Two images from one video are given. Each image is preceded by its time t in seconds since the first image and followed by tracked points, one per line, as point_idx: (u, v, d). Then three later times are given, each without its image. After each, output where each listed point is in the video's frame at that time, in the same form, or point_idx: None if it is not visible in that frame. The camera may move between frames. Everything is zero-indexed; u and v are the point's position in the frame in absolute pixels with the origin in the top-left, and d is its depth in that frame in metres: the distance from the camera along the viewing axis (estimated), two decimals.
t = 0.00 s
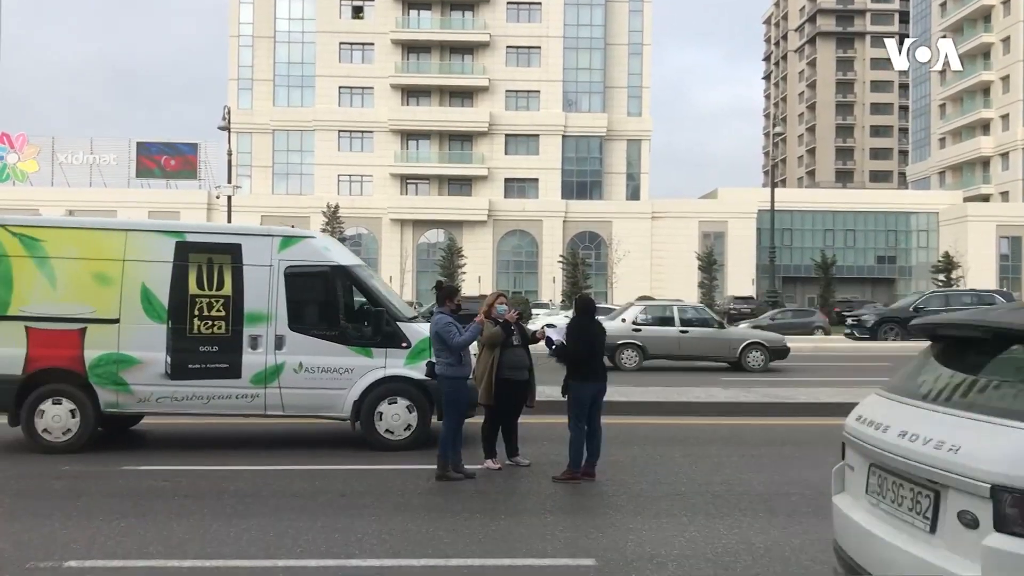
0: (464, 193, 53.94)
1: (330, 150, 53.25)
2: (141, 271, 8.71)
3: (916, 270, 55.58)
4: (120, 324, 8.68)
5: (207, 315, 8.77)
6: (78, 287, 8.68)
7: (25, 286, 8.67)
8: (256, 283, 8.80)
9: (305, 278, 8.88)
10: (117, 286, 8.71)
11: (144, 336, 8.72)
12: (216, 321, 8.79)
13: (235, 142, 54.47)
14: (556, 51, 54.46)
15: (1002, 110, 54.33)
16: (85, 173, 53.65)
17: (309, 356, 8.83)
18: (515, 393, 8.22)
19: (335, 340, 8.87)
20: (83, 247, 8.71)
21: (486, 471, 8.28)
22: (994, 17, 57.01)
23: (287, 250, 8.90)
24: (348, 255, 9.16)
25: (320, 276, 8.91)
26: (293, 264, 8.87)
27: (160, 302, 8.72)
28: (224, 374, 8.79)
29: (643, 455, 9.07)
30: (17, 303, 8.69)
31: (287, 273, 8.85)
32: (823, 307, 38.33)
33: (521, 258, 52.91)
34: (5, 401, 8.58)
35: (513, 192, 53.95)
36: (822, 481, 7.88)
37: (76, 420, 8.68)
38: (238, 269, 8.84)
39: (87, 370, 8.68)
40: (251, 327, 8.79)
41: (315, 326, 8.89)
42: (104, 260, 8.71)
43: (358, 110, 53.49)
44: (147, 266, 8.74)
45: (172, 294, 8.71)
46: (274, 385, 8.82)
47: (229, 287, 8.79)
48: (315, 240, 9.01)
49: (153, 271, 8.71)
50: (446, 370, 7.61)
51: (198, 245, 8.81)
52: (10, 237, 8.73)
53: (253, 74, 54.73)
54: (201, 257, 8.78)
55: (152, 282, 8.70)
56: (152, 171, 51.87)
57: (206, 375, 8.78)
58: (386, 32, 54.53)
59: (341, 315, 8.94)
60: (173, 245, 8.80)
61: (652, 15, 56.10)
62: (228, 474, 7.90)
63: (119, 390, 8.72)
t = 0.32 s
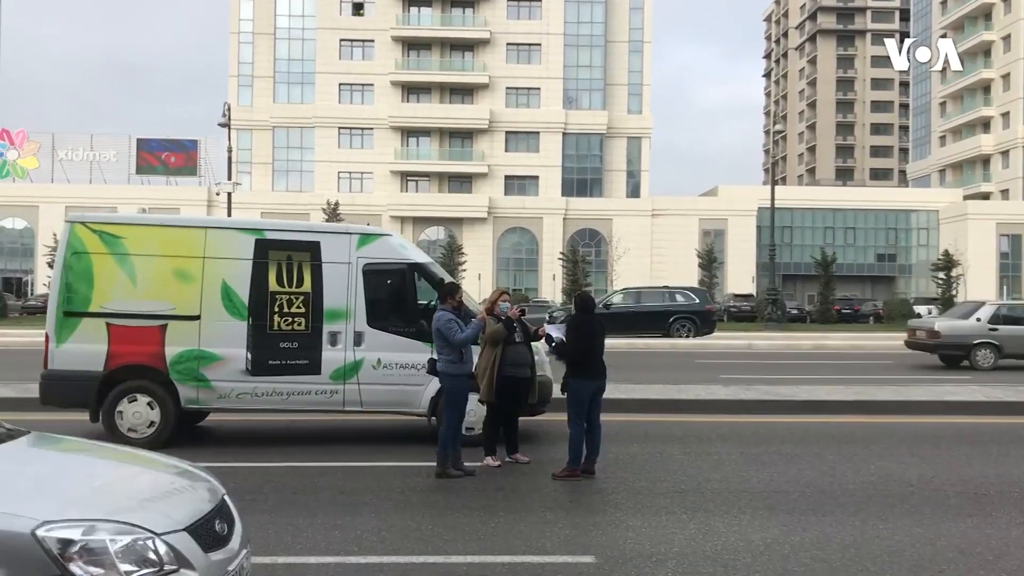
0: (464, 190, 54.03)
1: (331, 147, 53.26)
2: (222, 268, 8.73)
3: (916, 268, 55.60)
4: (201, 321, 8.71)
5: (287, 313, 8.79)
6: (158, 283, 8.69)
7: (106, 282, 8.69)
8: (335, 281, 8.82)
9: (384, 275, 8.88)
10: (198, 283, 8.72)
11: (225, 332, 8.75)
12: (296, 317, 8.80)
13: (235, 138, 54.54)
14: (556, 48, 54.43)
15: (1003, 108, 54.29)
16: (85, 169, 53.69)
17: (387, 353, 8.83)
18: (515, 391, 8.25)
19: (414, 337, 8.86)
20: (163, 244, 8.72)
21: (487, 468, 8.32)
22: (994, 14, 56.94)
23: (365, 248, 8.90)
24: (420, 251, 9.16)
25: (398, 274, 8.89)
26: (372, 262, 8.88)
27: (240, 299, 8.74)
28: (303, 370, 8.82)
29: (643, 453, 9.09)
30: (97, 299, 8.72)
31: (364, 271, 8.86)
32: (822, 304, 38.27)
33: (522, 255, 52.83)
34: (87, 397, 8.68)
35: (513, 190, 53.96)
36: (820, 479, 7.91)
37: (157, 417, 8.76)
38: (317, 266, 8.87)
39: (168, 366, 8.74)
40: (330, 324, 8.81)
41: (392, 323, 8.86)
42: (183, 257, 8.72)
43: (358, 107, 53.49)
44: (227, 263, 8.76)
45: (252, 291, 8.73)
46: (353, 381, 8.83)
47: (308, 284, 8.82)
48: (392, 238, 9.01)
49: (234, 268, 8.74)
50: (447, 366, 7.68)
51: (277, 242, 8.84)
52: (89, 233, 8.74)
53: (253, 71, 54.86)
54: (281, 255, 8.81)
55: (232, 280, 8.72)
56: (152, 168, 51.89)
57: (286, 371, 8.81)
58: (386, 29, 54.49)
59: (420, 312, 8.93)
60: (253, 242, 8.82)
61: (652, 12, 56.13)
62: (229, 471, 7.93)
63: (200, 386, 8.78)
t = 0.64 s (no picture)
0: (464, 190, 54.00)
1: (330, 146, 53.20)
2: (292, 268, 8.74)
3: (915, 267, 55.60)
4: (271, 319, 8.66)
5: (356, 312, 8.77)
6: (229, 283, 8.69)
7: (177, 281, 8.70)
8: (403, 281, 8.77)
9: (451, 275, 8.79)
10: (268, 282, 8.73)
11: (295, 331, 8.68)
12: (364, 316, 8.78)
13: (235, 137, 54.45)
14: (556, 48, 54.35)
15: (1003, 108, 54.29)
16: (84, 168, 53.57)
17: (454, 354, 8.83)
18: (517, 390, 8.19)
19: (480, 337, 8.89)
20: (233, 244, 8.75)
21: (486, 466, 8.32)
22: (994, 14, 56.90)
23: (433, 248, 8.83)
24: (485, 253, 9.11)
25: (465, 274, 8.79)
26: (439, 263, 8.81)
27: (310, 299, 8.74)
28: (373, 368, 8.75)
29: (641, 453, 9.05)
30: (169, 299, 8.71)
31: (432, 272, 8.81)
32: (822, 304, 38.18)
33: (522, 254, 52.64)
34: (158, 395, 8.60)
35: (513, 189, 53.87)
36: (819, 479, 7.88)
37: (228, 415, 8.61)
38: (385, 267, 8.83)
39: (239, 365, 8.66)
40: (398, 324, 8.79)
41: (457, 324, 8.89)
42: (254, 257, 8.74)
43: (358, 106, 53.44)
44: (297, 263, 8.79)
45: (322, 290, 8.73)
46: (420, 380, 8.79)
47: (377, 283, 8.79)
48: (458, 239, 8.95)
49: (304, 267, 8.75)
50: (447, 365, 7.65)
51: (346, 242, 8.85)
52: (159, 233, 8.80)
53: (253, 70, 54.84)
54: (350, 255, 8.82)
55: (302, 279, 8.73)
56: (152, 166, 51.71)
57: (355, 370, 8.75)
58: (386, 28, 54.47)
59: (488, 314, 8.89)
60: (322, 243, 8.84)
61: (652, 12, 56.10)
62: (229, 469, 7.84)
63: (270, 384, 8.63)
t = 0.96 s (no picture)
0: (463, 191, 53.99)
1: (330, 147, 53.19)
2: (369, 270, 8.75)
3: (915, 269, 55.64)
4: (350, 322, 8.72)
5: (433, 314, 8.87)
6: (308, 286, 8.67)
7: (256, 284, 8.63)
8: (478, 282, 8.88)
9: (524, 276, 9.04)
10: (347, 285, 8.73)
11: (373, 333, 8.77)
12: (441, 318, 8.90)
13: (235, 138, 54.52)
14: (556, 49, 54.37)
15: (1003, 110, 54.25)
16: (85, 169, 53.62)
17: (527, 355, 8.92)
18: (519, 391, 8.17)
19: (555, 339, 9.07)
20: (312, 246, 8.69)
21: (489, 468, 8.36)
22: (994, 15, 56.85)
23: (506, 250, 8.97)
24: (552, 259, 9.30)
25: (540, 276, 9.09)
26: (513, 264, 8.99)
27: (388, 301, 8.79)
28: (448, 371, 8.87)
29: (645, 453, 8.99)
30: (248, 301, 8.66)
31: (505, 273, 8.97)
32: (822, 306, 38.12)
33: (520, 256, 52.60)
34: (237, 395, 8.64)
35: (513, 190, 53.89)
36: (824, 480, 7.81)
37: (308, 417, 8.76)
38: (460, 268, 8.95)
39: (319, 366, 8.74)
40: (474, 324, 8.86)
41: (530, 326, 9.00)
42: (333, 260, 8.70)
43: (357, 107, 53.40)
44: (374, 265, 8.79)
45: (400, 293, 8.77)
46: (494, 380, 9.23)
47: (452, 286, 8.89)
48: (530, 240, 9.11)
49: (381, 269, 8.76)
50: (453, 368, 7.73)
51: (421, 244, 8.88)
52: (238, 235, 8.68)
53: (252, 71, 54.89)
54: (426, 257, 8.85)
55: (379, 281, 8.75)
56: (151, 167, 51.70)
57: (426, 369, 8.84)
58: (386, 29, 54.48)
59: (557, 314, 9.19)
60: (398, 245, 8.85)
61: (652, 13, 56.18)
62: (239, 470, 7.76)
63: (349, 385, 8.77)
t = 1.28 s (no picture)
0: (462, 192, 53.76)
1: (329, 149, 53.07)
2: (446, 273, 8.96)
3: (914, 272, 55.58)
4: (429, 324, 8.91)
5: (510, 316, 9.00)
6: (387, 289, 8.90)
7: (335, 287, 8.89)
8: (555, 285, 9.02)
9: (601, 278, 9.08)
10: (424, 288, 8.95)
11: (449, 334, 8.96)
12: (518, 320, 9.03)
13: (235, 140, 54.55)
14: (555, 51, 54.24)
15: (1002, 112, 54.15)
16: (83, 170, 53.52)
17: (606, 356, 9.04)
18: (519, 393, 8.00)
19: (631, 341, 9.09)
20: (390, 250, 8.93)
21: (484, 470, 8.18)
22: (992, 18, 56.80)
23: (582, 252, 9.06)
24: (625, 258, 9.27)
25: (615, 278, 9.09)
26: (589, 266, 9.06)
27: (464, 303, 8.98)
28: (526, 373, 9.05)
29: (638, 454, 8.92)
30: (328, 304, 8.91)
31: (581, 276, 9.05)
32: (820, 308, 37.97)
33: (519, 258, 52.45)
34: (318, 396, 8.82)
35: (512, 192, 53.78)
36: (820, 482, 7.73)
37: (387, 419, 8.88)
38: (535, 271, 9.07)
39: (397, 368, 8.93)
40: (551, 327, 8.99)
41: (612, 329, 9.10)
42: (411, 263, 8.94)
43: (356, 109, 53.24)
44: (451, 268, 9.00)
45: (476, 296, 8.96)
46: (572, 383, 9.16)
47: (530, 288, 9.02)
48: (606, 243, 9.20)
49: (457, 272, 8.97)
50: (452, 369, 7.47)
51: (498, 248, 9.05)
52: (317, 239, 8.95)
53: (252, 73, 54.75)
54: (501, 260, 9.02)
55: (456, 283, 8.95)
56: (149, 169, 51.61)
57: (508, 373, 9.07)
58: (384, 31, 54.29)
59: (629, 315, 9.12)
60: (474, 248, 9.04)
61: (651, 14, 56.13)
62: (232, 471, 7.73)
63: (427, 388, 8.96)
